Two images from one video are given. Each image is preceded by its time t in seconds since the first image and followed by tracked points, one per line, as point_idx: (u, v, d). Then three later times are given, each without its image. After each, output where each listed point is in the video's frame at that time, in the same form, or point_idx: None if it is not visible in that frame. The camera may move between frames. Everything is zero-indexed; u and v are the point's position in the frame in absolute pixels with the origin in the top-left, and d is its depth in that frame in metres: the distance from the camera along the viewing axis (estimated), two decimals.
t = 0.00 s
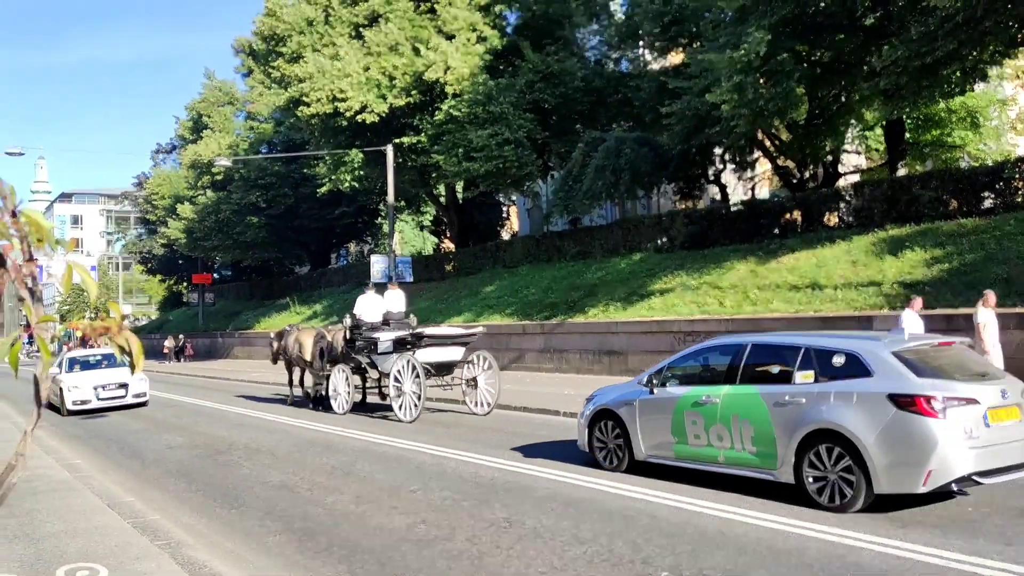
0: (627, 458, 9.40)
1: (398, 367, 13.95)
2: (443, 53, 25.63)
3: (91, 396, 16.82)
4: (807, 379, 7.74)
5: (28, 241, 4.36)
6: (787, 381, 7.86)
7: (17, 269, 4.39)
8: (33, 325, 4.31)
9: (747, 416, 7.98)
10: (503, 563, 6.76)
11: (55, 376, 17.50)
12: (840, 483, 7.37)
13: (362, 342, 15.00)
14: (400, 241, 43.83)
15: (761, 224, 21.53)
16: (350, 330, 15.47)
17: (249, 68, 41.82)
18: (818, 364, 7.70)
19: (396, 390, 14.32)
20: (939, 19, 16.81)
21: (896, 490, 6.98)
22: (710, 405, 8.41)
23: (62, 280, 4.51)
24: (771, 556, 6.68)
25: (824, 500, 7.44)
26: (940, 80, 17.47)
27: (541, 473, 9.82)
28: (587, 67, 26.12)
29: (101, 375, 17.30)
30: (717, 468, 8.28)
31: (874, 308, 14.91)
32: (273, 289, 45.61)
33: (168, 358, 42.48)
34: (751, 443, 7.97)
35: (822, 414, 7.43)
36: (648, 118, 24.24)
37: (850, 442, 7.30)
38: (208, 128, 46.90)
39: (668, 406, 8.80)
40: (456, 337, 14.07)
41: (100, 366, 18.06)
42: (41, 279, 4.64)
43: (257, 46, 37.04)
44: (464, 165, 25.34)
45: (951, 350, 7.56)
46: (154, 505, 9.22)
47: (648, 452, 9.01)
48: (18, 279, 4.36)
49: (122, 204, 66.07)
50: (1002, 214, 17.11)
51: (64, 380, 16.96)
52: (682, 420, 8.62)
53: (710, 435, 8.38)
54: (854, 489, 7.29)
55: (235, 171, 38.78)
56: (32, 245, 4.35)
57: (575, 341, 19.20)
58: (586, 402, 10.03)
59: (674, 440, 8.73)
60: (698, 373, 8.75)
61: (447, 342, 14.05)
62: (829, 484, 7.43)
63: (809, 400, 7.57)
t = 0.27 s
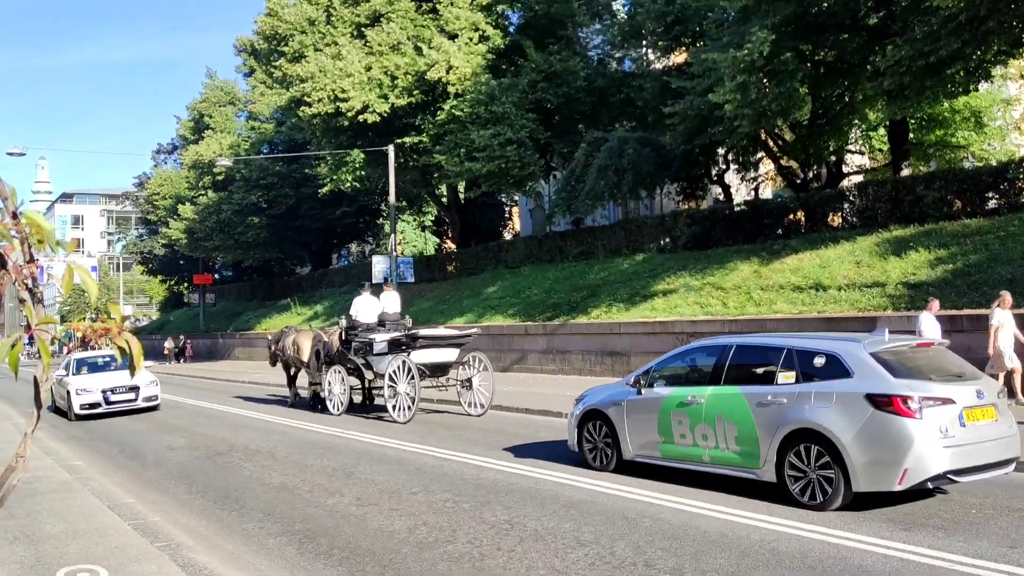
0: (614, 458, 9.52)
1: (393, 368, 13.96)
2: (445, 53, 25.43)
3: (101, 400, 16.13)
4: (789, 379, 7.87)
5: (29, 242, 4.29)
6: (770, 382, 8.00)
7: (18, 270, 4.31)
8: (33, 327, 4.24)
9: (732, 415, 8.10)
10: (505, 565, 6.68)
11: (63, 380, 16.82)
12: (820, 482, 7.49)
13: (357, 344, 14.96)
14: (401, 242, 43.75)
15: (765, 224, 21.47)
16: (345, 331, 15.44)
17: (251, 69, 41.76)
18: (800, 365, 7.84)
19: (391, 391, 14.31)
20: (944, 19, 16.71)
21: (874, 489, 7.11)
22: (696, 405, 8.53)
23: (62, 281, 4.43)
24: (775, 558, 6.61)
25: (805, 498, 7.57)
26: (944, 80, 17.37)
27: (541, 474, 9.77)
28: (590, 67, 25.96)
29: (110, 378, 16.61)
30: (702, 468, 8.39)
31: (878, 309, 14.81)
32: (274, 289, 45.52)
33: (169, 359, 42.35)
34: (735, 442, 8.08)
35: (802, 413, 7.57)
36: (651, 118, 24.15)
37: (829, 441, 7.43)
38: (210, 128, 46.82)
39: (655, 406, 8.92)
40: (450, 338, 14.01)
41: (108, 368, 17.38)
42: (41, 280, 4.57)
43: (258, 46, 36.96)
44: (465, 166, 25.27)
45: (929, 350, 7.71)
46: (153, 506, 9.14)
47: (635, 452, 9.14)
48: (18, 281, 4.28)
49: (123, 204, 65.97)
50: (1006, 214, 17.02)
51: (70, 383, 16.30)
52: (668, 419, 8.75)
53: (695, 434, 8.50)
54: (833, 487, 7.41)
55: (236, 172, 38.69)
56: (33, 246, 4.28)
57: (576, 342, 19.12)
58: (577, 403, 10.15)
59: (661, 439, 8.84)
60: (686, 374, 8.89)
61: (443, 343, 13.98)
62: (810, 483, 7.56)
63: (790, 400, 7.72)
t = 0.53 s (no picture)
0: (604, 457, 9.60)
1: (388, 368, 13.99)
2: (447, 53, 25.37)
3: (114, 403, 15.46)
4: (771, 379, 7.94)
5: (30, 243, 4.25)
6: (752, 382, 8.05)
7: (20, 270, 4.28)
8: (34, 328, 4.20)
9: (715, 415, 8.18)
10: (506, 566, 6.63)
11: (73, 382, 16.14)
12: (800, 480, 7.58)
13: (354, 344, 14.99)
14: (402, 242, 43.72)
15: (767, 225, 21.44)
16: (342, 332, 15.46)
17: (253, 69, 41.72)
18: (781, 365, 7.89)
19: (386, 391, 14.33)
20: (946, 19, 16.68)
21: (852, 487, 7.19)
22: (681, 404, 8.62)
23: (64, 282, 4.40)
24: (778, 560, 6.57)
25: (786, 497, 7.67)
26: (947, 80, 17.34)
27: (540, 475, 9.75)
28: (592, 67, 25.93)
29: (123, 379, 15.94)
30: (687, 466, 8.47)
31: (882, 309, 14.77)
32: (276, 290, 45.53)
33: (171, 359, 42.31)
34: (719, 441, 8.16)
35: (782, 413, 7.64)
36: (652, 118, 24.13)
37: (809, 440, 7.51)
38: (212, 129, 46.85)
39: (642, 406, 9.00)
40: (446, 338, 13.99)
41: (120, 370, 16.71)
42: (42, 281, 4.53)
43: (260, 46, 36.96)
44: (467, 166, 25.25)
45: (909, 350, 7.75)
46: (153, 507, 9.11)
47: (623, 450, 9.22)
48: (20, 282, 4.25)
49: (125, 205, 66.00)
50: (1009, 214, 16.99)
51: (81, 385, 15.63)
52: (655, 419, 8.83)
53: (681, 433, 8.58)
54: (813, 486, 7.50)
55: (238, 172, 38.70)
56: (35, 247, 4.24)
57: (578, 342, 19.06)
58: (567, 402, 10.24)
59: (648, 439, 8.93)
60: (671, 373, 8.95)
61: (437, 343, 14.01)
62: (790, 481, 7.66)
63: (772, 400, 7.78)
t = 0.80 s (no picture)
0: (591, 456, 9.87)
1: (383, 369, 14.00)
2: (449, 53, 25.38)
3: (126, 407, 14.86)
4: (753, 379, 8.22)
5: (33, 243, 4.27)
6: (735, 381, 8.33)
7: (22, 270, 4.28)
8: (36, 328, 4.20)
9: (700, 413, 8.46)
10: (508, 567, 6.65)
11: (84, 385, 15.55)
12: (781, 477, 7.83)
13: (351, 344, 15.03)
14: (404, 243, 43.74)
15: (768, 225, 21.42)
16: (339, 333, 15.47)
17: (254, 69, 41.73)
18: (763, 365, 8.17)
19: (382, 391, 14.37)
20: (948, 19, 16.66)
21: (830, 483, 7.43)
22: (667, 404, 8.90)
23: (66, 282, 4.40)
24: (779, 560, 6.59)
25: (768, 493, 7.90)
26: (949, 80, 17.34)
27: (537, 474, 9.84)
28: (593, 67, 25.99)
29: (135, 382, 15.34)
30: (673, 464, 8.75)
31: (883, 310, 14.78)
32: (278, 290, 45.54)
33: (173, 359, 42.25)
34: (703, 439, 8.44)
35: (764, 412, 7.90)
36: (654, 119, 24.12)
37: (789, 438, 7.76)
38: (214, 129, 46.87)
39: (629, 405, 9.27)
40: (441, 339, 14.04)
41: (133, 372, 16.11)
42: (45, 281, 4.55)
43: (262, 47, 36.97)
44: (469, 167, 25.26)
45: (886, 351, 8.01)
46: (157, 507, 9.15)
47: (610, 449, 9.48)
48: (23, 281, 4.26)
49: (127, 205, 65.98)
50: (1011, 215, 16.99)
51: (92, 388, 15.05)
52: (641, 417, 9.11)
53: (667, 431, 8.86)
54: (793, 482, 7.75)
55: (240, 172, 38.70)
56: (37, 247, 4.25)
57: (580, 342, 19.07)
58: (557, 401, 10.50)
59: (634, 437, 9.21)
60: (659, 373, 9.24)
61: (433, 343, 14.03)
62: (771, 478, 7.90)
63: (754, 399, 8.05)
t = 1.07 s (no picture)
0: (580, 453, 10.03)
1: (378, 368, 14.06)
2: (449, 54, 25.40)
3: (138, 411, 14.14)
4: (734, 379, 8.34)
5: (35, 243, 4.24)
6: (717, 380, 8.46)
7: (24, 270, 4.26)
8: (39, 329, 4.19)
9: (683, 412, 8.59)
10: (508, 567, 6.65)
11: (94, 387, 14.81)
12: (761, 475, 7.96)
13: (346, 344, 15.07)
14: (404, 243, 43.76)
15: (768, 225, 21.41)
16: (334, 333, 15.51)
17: (255, 69, 41.72)
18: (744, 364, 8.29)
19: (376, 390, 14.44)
20: (948, 19, 16.65)
21: (808, 480, 7.55)
22: (651, 403, 9.04)
23: (67, 282, 4.37)
24: (780, 560, 6.60)
25: (748, 490, 8.04)
26: (949, 80, 17.36)
27: (539, 474, 9.81)
28: (593, 68, 26.04)
29: (148, 384, 14.60)
30: (657, 461, 8.89)
31: (884, 310, 14.77)
32: (278, 290, 45.54)
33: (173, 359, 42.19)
34: (686, 438, 8.57)
35: (744, 411, 8.01)
36: (654, 119, 24.11)
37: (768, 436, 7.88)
38: (214, 129, 46.88)
39: (616, 404, 9.42)
40: (434, 339, 14.06)
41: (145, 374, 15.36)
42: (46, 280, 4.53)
43: (262, 47, 36.98)
44: (469, 167, 25.24)
45: (864, 351, 8.12)
46: (158, 507, 9.14)
47: (597, 446, 9.64)
48: (24, 282, 4.23)
49: (126, 205, 65.93)
50: (1011, 215, 16.99)
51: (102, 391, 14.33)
52: (627, 416, 9.25)
53: (651, 430, 9.00)
54: (773, 479, 7.88)
55: (240, 172, 38.70)
56: (39, 248, 4.23)
57: (580, 342, 19.06)
58: (546, 400, 10.65)
59: (620, 435, 9.36)
60: (645, 373, 9.38)
61: (425, 344, 13.99)
62: (751, 475, 8.03)
63: (735, 398, 8.16)
